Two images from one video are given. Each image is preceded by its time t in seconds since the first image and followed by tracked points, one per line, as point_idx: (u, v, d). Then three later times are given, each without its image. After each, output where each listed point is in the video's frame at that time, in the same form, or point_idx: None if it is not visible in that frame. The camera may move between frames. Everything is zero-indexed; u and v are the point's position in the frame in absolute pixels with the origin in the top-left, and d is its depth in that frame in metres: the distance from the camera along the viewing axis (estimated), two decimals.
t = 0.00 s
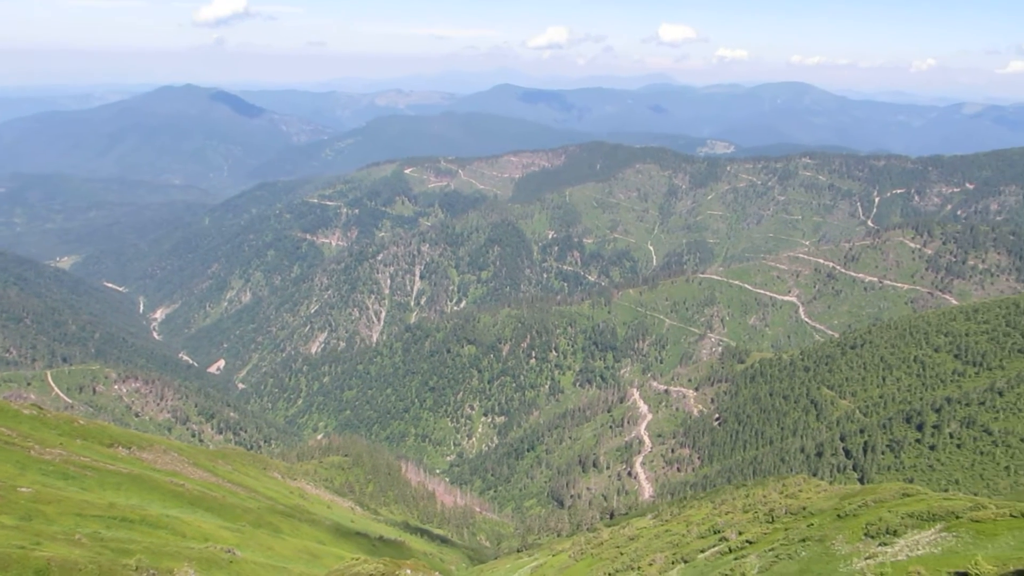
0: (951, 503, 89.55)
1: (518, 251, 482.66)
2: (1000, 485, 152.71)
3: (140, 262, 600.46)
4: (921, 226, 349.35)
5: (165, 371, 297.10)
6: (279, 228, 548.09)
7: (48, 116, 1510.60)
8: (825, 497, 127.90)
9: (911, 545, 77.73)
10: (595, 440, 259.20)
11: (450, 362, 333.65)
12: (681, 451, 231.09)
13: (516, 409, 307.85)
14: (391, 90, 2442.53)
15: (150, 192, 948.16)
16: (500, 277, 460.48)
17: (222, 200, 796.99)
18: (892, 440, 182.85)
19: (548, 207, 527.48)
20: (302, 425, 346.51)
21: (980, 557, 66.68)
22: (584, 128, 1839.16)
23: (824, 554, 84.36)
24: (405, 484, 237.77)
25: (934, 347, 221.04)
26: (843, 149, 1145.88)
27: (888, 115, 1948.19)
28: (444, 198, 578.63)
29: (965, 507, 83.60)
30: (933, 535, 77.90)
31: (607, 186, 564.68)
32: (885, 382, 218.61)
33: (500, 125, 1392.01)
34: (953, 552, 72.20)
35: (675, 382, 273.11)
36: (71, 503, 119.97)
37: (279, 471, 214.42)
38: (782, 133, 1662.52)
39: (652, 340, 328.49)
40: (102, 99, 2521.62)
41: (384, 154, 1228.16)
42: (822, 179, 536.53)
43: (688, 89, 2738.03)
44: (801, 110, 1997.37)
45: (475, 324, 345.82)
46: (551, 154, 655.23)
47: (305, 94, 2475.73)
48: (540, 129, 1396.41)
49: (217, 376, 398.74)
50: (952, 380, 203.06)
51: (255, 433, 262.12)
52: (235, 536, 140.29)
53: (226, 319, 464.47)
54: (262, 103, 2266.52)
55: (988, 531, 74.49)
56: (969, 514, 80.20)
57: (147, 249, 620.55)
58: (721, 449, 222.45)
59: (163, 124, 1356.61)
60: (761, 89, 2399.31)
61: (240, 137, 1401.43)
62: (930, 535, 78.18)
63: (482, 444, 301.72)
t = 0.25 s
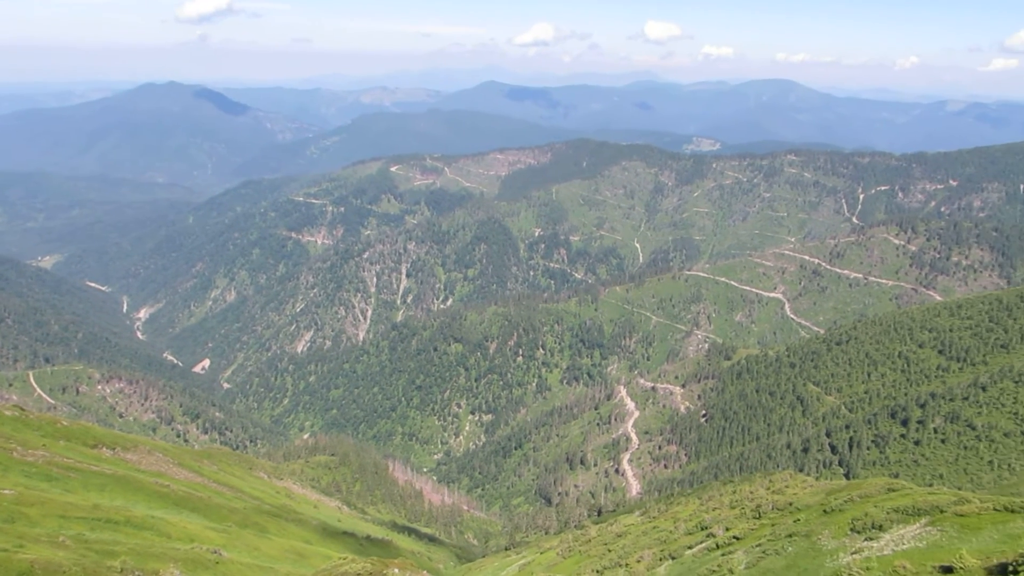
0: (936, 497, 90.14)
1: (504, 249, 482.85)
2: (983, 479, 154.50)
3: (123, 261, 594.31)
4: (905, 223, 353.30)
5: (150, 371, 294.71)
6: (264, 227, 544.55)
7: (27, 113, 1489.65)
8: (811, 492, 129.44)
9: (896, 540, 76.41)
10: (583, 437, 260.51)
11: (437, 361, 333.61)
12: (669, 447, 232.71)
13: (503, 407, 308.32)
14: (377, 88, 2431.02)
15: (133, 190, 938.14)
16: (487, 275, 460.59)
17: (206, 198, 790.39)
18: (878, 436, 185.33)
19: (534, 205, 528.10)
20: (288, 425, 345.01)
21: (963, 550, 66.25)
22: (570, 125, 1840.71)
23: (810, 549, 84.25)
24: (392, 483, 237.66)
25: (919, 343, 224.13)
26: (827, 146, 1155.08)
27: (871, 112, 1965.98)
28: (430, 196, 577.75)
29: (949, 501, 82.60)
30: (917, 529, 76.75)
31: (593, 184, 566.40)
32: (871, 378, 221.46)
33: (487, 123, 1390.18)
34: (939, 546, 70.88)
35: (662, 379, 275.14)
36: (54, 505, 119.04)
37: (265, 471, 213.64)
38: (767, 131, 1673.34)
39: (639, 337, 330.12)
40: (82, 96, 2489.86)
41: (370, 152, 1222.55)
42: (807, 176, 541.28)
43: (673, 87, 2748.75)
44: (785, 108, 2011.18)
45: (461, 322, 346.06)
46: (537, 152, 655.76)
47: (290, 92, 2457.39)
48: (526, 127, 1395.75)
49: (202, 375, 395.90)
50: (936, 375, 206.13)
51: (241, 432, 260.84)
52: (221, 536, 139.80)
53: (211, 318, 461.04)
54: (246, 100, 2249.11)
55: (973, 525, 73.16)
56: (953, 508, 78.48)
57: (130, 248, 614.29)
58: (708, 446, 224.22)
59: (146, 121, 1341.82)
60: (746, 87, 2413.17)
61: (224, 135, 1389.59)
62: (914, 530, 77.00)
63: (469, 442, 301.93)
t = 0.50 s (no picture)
0: (918, 491, 91.71)
1: (491, 247, 483.40)
2: (966, 473, 157.89)
3: (106, 261, 588.80)
4: (888, 220, 357.35)
5: (134, 371, 292.79)
6: (249, 225, 541.36)
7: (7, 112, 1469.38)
8: (796, 488, 131.48)
9: (880, 534, 76.65)
10: (570, 435, 262.21)
11: (424, 359, 334.02)
12: (655, 445, 234.86)
13: (490, 406, 309.31)
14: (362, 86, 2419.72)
15: (115, 189, 928.20)
16: (473, 274, 461.17)
17: (190, 197, 784.32)
18: (861, 431, 188.19)
19: (521, 203, 529.19)
20: (274, 424, 344.07)
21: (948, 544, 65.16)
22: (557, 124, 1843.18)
23: (795, 544, 83.92)
24: (379, 482, 237.94)
25: (902, 339, 227.60)
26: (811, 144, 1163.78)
27: (854, 110, 1984.14)
28: (415, 194, 577.19)
29: (932, 495, 84.17)
30: (901, 524, 77.52)
31: (579, 182, 568.82)
32: (855, 374, 224.67)
33: (473, 122, 1388.29)
34: (922, 540, 70.96)
35: (648, 377, 277.51)
36: (38, 507, 118.54)
37: (251, 471, 213.29)
38: (752, 129, 1683.97)
39: (625, 335, 332.29)
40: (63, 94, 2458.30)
41: (356, 150, 1217.13)
42: (791, 174, 546.31)
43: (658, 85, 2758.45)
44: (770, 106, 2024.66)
45: (448, 320, 346.64)
46: (523, 150, 656.51)
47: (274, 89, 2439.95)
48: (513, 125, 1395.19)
49: (187, 375, 393.54)
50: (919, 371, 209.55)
51: (226, 432, 259.93)
52: (206, 537, 139.80)
53: (195, 317, 458.07)
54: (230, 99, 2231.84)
55: (955, 519, 73.88)
56: (936, 503, 79.74)
57: (113, 248, 608.71)
58: (694, 443, 226.49)
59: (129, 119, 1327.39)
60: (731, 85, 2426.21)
61: (208, 133, 1377.99)
62: (899, 524, 77.61)
63: (456, 441, 302.63)
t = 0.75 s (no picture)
0: (902, 486, 93.77)
1: (477, 244, 483.97)
2: (949, 467, 161.95)
3: (89, 261, 583.07)
4: (872, 217, 362.31)
5: (118, 371, 290.78)
6: (234, 224, 537.86)
7: None
8: (781, 483, 133.74)
9: (865, 528, 78.51)
10: (557, 432, 264.08)
11: (410, 358, 334.39)
12: (642, 441, 236.94)
13: (476, 404, 310.30)
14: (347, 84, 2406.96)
15: (97, 188, 917.56)
16: (459, 272, 461.81)
17: (174, 196, 777.61)
18: (846, 426, 191.26)
19: (506, 201, 530.42)
20: (260, 424, 343.12)
21: (931, 538, 66.39)
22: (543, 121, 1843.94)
23: (782, 540, 85.54)
24: (366, 481, 238.33)
25: (886, 335, 231.72)
26: (795, 142, 1172.60)
27: (837, 108, 2001.72)
28: (401, 192, 576.50)
29: (915, 490, 86.37)
30: (886, 519, 79.52)
31: (565, 180, 571.33)
32: (840, 370, 228.45)
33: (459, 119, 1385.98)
34: (907, 534, 72.45)
35: (634, 374, 279.94)
36: (22, 509, 118.11)
37: (237, 471, 212.95)
38: (737, 127, 1693.86)
39: (611, 332, 334.60)
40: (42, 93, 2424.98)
41: (341, 148, 1210.94)
42: (776, 171, 551.34)
43: (643, 83, 2767.04)
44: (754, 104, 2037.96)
45: (434, 318, 347.21)
46: (508, 148, 657.03)
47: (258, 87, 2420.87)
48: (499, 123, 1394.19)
49: (172, 375, 391.12)
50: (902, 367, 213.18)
51: (212, 432, 258.98)
52: (192, 538, 139.82)
53: (180, 317, 455.00)
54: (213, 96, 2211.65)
55: (939, 512, 75.92)
56: (920, 497, 81.94)
57: (96, 248, 602.84)
58: (680, 439, 228.79)
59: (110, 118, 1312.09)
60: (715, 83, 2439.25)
61: (190, 131, 1365.63)
62: (883, 519, 79.54)
63: (443, 439, 303.39)
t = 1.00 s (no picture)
0: (886, 480, 95.61)
1: (462, 242, 484.29)
2: (933, 461, 165.62)
3: (71, 260, 576.88)
4: (855, 213, 366.66)
5: (101, 372, 288.45)
6: (218, 223, 534.06)
7: None
8: (766, 478, 135.68)
9: (850, 522, 80.37)
10: (543, 430, 265.78)
11: (396, 357, 334.59)
12: (628, 438, 238.66)
13: (463, 402, 310.96)
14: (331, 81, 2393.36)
15: (78, 187, 906.34)
16: (445, 270, 462.19)
17: (157, 195, 770.63)
18: (830, 421, 194.07)
19: (492, 199, 531.54)
20: (245, 424, 341.96)
21: (915, 530, 67.93)
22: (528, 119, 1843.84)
23: (767, 534, 87.15)
24: (352, 480, 238.43)
25: (869, 330, 235.18)
26: (779, 139, 1180.87)
27: (820, 106, 2018.03)
28: (386, 190, 575.59)
29: (899, 483, 88.31)
30: (870, 512, 81.46)
31: (550, 177, 574.25)
32: (824, 365, 231.56)
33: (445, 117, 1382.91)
34: (891, 527, 74.20)
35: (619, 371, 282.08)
36: (4, 511, 117.50)
37: (222, 471, 212.33)
38: (722, 124, 1702.86)
39: (597, 329, 336.63)
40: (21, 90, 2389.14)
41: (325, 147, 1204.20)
42: (760, 168, 556.01)
43: (628, 81, 2774.59)
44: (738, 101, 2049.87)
45: (420, 317, 347.46)
46: (494, 146, 657.28)
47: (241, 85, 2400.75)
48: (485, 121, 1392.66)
49: (156, 375, 388.35)
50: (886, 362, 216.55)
51: (197, 432, 257.78)
52: (177, 539, 139.54)
53: (164, 317, 451.79)
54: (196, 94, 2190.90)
55: (922, 506, 77.90)
56: (904, 490, 83.85)
57: (78, 247, 596.52)
58: (666, 436, 230.86)
59: (91, 116, 1296.29)
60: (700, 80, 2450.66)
61: (173, 129, 1352.54)
62: (867, 512, 81.45)
63: (429, 437, 303.88)
